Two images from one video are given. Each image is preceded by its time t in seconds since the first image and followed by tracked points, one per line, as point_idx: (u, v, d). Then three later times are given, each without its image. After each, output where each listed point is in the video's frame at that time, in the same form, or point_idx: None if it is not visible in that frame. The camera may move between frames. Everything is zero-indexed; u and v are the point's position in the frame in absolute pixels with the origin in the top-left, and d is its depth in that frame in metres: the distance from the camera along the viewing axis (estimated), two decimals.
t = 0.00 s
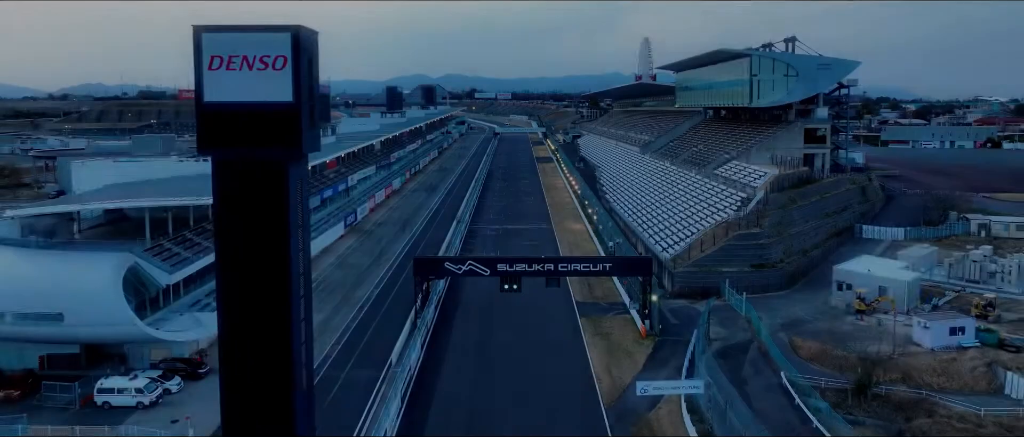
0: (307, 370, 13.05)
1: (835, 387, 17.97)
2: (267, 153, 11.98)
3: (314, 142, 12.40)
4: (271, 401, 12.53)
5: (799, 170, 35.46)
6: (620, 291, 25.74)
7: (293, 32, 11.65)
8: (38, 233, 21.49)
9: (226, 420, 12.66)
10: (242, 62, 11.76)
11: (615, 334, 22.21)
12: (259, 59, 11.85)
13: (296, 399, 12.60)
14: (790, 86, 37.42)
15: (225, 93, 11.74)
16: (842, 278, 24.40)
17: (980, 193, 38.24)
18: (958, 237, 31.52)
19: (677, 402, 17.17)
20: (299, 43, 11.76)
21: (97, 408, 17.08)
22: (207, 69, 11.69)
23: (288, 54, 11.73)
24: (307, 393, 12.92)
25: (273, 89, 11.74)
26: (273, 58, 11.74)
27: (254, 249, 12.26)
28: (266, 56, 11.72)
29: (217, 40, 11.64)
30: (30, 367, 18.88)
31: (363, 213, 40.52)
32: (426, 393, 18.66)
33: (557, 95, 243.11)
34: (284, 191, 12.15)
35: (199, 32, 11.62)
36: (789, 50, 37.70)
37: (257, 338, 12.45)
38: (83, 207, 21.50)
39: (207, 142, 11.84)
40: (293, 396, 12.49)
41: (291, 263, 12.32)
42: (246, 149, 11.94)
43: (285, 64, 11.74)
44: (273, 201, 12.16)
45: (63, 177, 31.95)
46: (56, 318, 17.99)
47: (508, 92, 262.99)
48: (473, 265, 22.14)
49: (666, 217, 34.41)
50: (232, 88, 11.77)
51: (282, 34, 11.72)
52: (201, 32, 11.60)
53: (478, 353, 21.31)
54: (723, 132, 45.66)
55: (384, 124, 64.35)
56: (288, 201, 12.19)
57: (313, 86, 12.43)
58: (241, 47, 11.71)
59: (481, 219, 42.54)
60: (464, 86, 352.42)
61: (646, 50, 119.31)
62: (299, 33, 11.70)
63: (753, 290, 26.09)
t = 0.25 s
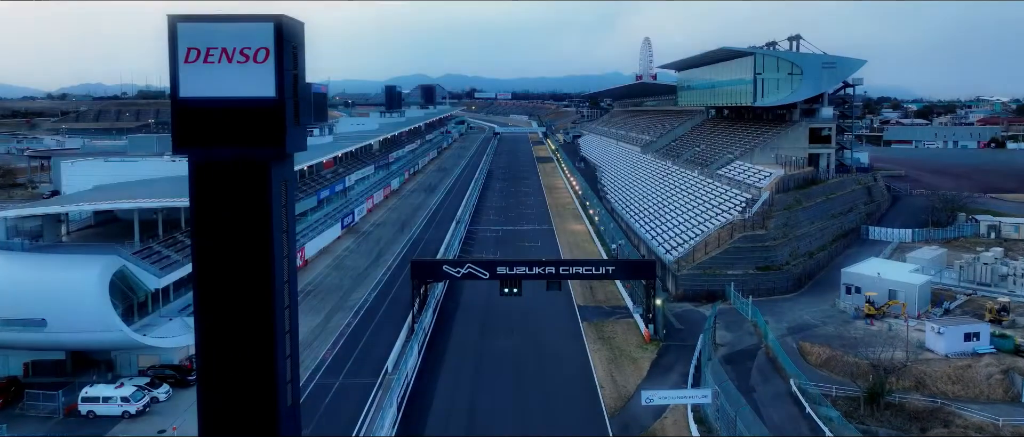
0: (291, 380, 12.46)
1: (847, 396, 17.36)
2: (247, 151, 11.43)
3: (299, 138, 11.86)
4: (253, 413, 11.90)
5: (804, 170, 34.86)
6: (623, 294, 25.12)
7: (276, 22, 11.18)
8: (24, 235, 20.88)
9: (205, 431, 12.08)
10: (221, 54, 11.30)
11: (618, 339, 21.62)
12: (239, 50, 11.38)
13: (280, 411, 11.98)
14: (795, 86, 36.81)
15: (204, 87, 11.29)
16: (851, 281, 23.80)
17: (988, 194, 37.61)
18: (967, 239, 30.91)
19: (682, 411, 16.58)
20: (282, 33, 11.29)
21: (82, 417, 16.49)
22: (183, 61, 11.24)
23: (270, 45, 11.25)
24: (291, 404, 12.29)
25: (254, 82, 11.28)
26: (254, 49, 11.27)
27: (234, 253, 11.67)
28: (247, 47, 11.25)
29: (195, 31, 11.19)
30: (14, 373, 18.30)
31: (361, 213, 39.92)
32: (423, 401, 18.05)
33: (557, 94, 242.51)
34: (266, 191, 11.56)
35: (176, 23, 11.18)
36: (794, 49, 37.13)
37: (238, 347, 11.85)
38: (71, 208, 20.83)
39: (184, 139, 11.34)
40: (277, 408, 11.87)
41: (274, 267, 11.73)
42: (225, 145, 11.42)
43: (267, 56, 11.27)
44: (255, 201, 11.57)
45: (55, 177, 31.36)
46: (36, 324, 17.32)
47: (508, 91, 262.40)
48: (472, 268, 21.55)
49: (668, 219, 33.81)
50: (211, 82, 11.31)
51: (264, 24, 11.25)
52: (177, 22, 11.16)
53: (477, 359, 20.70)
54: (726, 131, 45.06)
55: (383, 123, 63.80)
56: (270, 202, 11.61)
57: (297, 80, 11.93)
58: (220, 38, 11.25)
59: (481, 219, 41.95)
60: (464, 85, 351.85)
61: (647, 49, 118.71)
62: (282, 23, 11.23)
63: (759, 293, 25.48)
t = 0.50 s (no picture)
0: (270, 390, 12.09)
1: (860, 406, 16.67)
2: (223, 151, 11.06)
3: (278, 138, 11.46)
4: (229, 421, 11.62)
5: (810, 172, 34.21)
6: (626, 299, 24.47)
7: (254, 13, 10.77)
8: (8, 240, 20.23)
9: None
10: (194, 46, 10.86)
11: (622, 346, 20.97)
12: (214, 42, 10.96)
13: (257, 419, 11.68)
14: (801, 86, 36.18)
15: (178, 81, 10.91)
16: (861, 286, 23.17)
17: (997, 196, 36.96)
18: (977, 242, 30.26)
19: (689, 423, 15.93)
20: (261, 24, 10.88)
21: (64, 429, 15.83)
22: (152, 54, 10.83)
23: (247, 37, 10.83)
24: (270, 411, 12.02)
25: (231, 76, 10.90)
26: (231, 41, 10.85)
27: (209, 259, 11.31)
28: (223, 38, 10.83)
29: (166, 22, 10.77)
30: None
31: (359, 215, 39.28)
32: (420, 411, 17.39)
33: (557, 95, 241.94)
34: (242, 194, 11.18)
35: (144, 12, 10.74)
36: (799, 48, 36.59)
37: (214, 356, 11.52)
38: (57, 211, 20.18)
39: (155, 135, 10.98)
40: (253, 415, 11.59)
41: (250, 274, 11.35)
42: (201, 144, 11.05)
43: (244, 48, 10.84)
44: (230, 206, 11.19)
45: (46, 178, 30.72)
46: (17, 332, 16.68)
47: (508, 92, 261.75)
48: (471, 273, 20.87)
49: (672, 221, 33.17)
50: (185, 75, 10.91)
51: (241, 14, 10.82)
52: (145, 11, 10.72)
53: (476, 366, 20.07)
54: (729, 132, 44.42)
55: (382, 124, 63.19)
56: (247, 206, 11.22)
57: (278, 74, 11.50)
58: (193, 28, 10.82)
59: (481, 222, 41.31)
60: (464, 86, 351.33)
61: (648, 50, 118.12)
62: (260, 14, 10.82)
63: (766, 298, 24.84)
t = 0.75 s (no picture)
0: (243, 404, 11.54)
1: (875, 419, 15.85)
2: (192, 152, 10.44)
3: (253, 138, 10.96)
4: None
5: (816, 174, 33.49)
6: (630, 305, 23.75)
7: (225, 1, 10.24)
8: None
9: None
10: (159, 34, 10.31)
11: (626, 354, 20.24)
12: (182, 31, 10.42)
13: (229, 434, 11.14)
14: (806, 86, 35.50)
15: (142, 74, 10.30)
16: (872, 292, 22.46)
17: (1007, 199, 36.28)
18: (989, 246, 29.56)
19: None
20: (233, 13, 10.36)
21: None
22: (115, 43, 10.23)
23: (218, 26, 10.33)
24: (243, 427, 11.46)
25: (202, 68, 10.35)
26: (200, 30, 10.33)
27: (178, 271, 10.73)
28: (192, 27, 10.31)
29: (130, 10, 10.20)
30: None
31: (357, 218, 38.57)
32: (416, 422, 16.68)
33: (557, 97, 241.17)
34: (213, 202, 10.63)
35: None
36: (804, 48, 35.92)
37: (182, 372, 10.94)
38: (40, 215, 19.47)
39: (117, 134, 10.34)
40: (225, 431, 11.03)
41: (223, 287, 10.81)
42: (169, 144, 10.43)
43: (214, 38, 10.34)
44: (202, 213, 10.63)
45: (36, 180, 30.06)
46: None
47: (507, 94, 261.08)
48: (470, 279, 20.16)
49: (676, 224, 32.45)
50: (150, 67, 10.31)
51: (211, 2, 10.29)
52: None
53: (474, 375, 19.36)
54: (733, 133, 43.73)
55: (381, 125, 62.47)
56: (219, 215, 10.67)
57: (252, 67, 11.01)
58: (159, 16, 10.28)
59: (481, 225, 40.62)
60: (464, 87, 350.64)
61: (649, 51, 117.53)
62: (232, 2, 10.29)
63: (774, 304, 24.13)
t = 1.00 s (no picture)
0: (207, 405, 11.53)
1: (895, 434, 15.12)
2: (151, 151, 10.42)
3: (218, 136, 10.95)
4: None
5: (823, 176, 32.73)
6: (634, 312, 22.99)
7: None
8: None
9: None
10: (110, 20, 10.30)
11: (630, 364, 19.48)
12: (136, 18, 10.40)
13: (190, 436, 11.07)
14: (813, 86, 34.81)
15: (92, 62, 10.30)
16: (885, 298, 21.72)
17: (1017, 201, 35.60)
18: (1002, 250, 28.88)
19: None
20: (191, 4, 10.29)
21: None
22: (61, 30, 10.25)
23: (176, 14, 10.30)
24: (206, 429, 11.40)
25: (167, 60, 10.33)
26: (156, 18, 10.32)
27: (136, 272, 10.70)
28: (147, 14, 10.31)
29: None
30: None
31: (353, 221, 37.78)
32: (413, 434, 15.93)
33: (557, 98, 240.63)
34: (174, 207, 10.55)
35: None
36: (810, 46, 35.28)
37: (141, 372, 10.92)
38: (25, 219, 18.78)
39: (70, 130, 10.35)
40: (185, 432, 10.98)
41: (183, 294, 10.73)
42: (129, 142, 10.42)
43: (172, 25, 10.33)
44: (162, 219, 10.57)
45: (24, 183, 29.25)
46: None
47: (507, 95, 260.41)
48: (468, 285, 19.42)
49: (680, 228, 31.71)
50: (101, 54, 10.29)
51: None
52: None
53: (473, 384, 18.62)
54: (737, 134, 42.99)
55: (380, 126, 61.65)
56: (180, 220, 10.58)
57: (220, 58, 11.08)
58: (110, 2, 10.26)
59: (480, 227, 39.91)
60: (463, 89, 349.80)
61: (649, 52, 116.87)
62: None
63: (782, 310, 23.39)
